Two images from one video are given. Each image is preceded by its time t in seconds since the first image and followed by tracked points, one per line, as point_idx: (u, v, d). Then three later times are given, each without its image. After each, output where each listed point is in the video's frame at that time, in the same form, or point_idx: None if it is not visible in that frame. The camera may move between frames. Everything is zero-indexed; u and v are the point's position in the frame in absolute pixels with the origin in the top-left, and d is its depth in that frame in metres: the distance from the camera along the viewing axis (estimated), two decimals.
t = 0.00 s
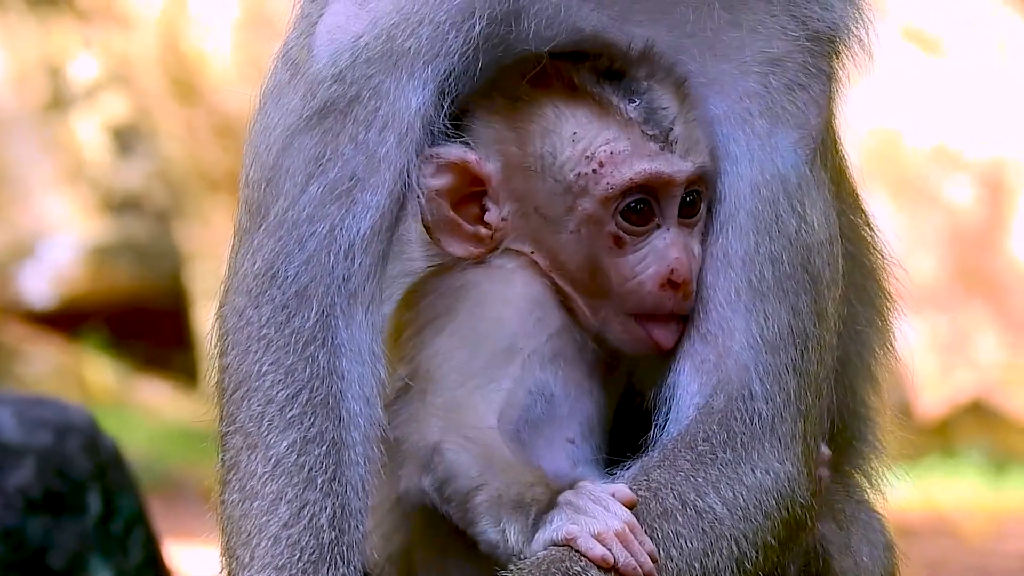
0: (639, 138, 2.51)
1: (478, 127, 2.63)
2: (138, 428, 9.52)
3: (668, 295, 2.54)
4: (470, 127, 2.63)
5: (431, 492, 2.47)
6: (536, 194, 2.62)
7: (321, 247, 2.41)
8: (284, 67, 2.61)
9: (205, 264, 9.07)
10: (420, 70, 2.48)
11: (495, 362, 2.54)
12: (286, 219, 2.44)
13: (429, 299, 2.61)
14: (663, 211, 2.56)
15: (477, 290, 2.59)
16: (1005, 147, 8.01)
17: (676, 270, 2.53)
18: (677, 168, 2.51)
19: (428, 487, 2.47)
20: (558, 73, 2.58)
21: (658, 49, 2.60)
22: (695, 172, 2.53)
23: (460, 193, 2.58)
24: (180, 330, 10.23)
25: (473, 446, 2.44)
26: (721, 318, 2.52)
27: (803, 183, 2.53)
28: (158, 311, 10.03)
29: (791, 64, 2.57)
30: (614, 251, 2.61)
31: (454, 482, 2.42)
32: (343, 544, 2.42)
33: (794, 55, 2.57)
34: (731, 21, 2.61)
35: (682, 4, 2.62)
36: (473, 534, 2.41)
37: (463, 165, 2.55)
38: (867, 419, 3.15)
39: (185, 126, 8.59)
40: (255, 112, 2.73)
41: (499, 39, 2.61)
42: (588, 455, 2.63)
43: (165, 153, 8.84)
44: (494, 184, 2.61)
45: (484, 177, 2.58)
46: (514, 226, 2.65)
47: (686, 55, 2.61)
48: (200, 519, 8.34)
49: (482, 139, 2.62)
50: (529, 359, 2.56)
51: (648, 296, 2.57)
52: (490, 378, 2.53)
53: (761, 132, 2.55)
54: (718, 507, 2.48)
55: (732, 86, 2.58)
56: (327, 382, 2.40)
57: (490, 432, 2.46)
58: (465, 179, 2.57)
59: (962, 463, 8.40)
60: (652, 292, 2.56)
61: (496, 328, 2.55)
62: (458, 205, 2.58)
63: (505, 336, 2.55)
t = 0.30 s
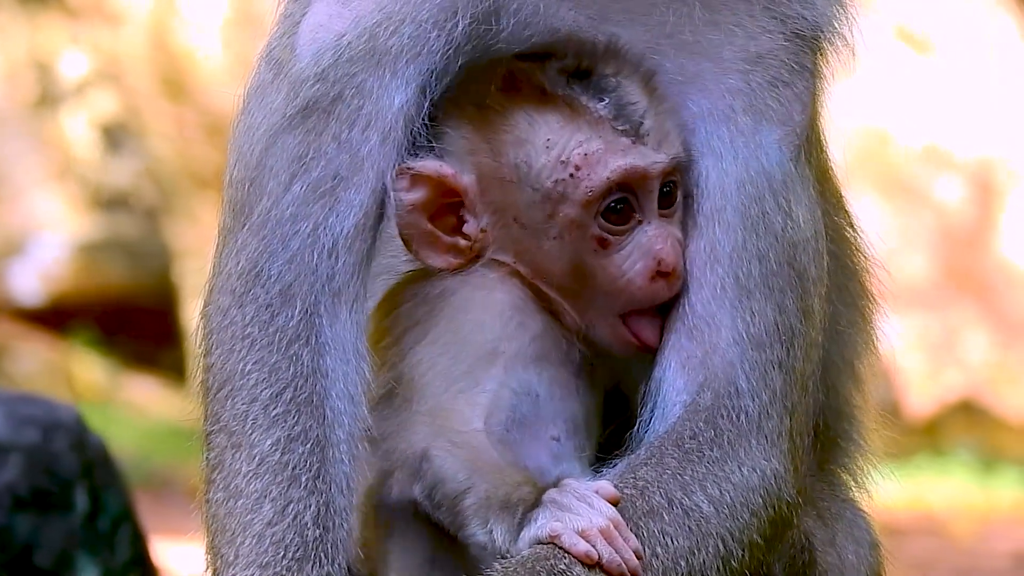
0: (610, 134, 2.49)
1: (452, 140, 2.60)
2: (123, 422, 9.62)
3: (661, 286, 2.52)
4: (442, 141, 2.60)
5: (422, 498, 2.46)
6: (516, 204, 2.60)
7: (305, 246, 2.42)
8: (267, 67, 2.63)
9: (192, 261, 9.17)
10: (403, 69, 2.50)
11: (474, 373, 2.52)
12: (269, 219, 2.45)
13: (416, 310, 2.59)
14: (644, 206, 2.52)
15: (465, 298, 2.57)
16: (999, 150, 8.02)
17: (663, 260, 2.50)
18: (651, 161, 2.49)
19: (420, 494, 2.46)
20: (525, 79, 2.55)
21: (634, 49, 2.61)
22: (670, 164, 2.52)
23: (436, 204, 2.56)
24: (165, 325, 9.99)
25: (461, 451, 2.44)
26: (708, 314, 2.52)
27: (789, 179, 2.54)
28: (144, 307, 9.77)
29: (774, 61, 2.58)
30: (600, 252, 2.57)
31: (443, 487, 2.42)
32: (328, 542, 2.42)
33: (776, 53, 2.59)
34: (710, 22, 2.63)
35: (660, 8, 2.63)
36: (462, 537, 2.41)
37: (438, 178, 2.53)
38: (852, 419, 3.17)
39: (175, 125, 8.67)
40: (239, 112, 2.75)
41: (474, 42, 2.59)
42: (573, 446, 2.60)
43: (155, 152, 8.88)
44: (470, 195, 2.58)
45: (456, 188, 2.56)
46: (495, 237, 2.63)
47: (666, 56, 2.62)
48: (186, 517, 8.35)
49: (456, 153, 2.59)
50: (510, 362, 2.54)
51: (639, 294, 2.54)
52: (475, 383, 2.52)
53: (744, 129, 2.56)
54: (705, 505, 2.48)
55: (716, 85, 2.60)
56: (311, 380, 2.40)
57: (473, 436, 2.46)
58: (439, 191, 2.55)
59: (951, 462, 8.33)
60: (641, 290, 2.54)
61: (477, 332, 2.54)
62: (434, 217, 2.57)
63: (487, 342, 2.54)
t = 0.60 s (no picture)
0: (598, 142, 2.52)
1: (425, 135, 2.60)
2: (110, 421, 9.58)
3: (633, 297, 2.56)
4: (415, 139, 2.59)
5: (403, 509, 2.46)
6: (494, 206, 2.62)
7: (289, 245, 2.42)
8: (251, 68, 2.66)
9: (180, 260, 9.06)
10: (387, 67, 2.51)
11: (442, 379, 2.52)
12: (254, 218, 2.47)
13: (380, 309, 2.60)
14: (624, 216, 2.56)
15: (423, 307, 2.57)
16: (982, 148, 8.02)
17: (641, 270, 2.55)
18: (637, 174, 2.52)
19: (401, 505, 2.46)
20: (507, 80, 2.55)
21: (614, 56, 2.64)
22: (653, 174, 2.57)
23: (410, 203, 2.54)
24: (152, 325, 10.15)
25: (437, 459, 2.42)
26: (693, 313, 2.53)
27: (772, 178, 2.54)
28: (129, 306, 9.84)
29: (759, 60, 2.59)
30: (580, 259, 2.60)
31: (423, 496, 2.41)
32: (312, 540, 2.42)
33: (760, 51, 2.59)
34: (692, 21, 2.63)
35: (642, 11, 2.64)
36: (446, 542, 2.41)
37: (415, 177, 2.51)
38: (836, 417, 3.17)
39: (159, 123, 8.51)
40: (224, 111, 2.77)
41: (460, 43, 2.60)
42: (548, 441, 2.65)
43: (141, 150, 8.80)
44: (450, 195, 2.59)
45: (434, 187, 2.55)
46: (471, 235, 2.65)
47: (651, 59, 2.64)
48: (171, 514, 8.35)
49: (431, 149, 2.60)
50: (477, 366, 2.56)
51: (614, 303, 2.58)
52: (445, 388, 2.51)
53: (728, 129, 2.56)
54: (689, 502, 2.48)
55: (700, 85, 2.61)
56: (296, 379, 2.41)
57: (449, 443, 2.45)
58: (416, 190, 2.53)
59: (936, 458, 8.59)
60: (617, 298, 2.57)
61: (443, 337, 2.55)
62: (410, 215, 2.56)
63: (450, 347, 2.54)
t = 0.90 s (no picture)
0: (611, 162, 2.52)
1: (431, 133, 2.59)
2: (103, 421, 9.71)
3: (611, 322, 2.58)
4: (416, 133, 2.59)
5: (392, 512, 2.46)
6: (497, 209, 2.59)
7: (279, 246, 2.43)
8: (241, 70, 2.66)
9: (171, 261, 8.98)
10: (376, 70, 2.52)
11: (428, 378, 2.50)
12: (244, 220, 2.46)
13: (364, 307, 2.57)
14: (621, 242, 2.56)
15: (408, 304, 2.55)
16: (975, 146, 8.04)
17: (628, 298, 2.57)
18: (645, 200, 2.52)
19: (391, 506, 2.46)
20: (523, 86, 2.56)
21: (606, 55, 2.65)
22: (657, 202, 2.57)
23: (413, 196, 2.57)
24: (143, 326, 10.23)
25: (423, 462, 2.41)
26: (683, 313, 2.53)
27: (762, 178, 2.55)
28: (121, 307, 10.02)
29: (747, 60, 2.59)
30: (572, 276, 2.60)
31: (411, 498, 2.41)
32: (303, 540, 2.41)
33: (749, 51, 2.60)
34: (679, 22, 2.65)
35: (629, 13, 2.65)
36: (436, 544, 2.41)
37: (421, 171, 2.54)
38: (826, 415, 3.16)
39: (148, 120, 8.45)
40: (213, 113, 2.77)
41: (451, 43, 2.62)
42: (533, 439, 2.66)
43: (129, 149, 8.76)
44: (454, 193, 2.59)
45: (439, 183, 2.56)
46: (469, 237, 2.62)
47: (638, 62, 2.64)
48: (162, 513, 8.35)
49: (429, 144, 2.58)
50: (461, 365, 2.54)
51: (599, 323, 2.58)
52: (429, 390, 2.49)
53: (717, 129, 2.56)
54: (680, 502, 2.48)
55: (689, 86, 2.61)
56: (286, 380, 2.40)
57: (436, 445, 2.44)
58: (420, 184, 2.56)
59: (929, 457, 8.65)
60: (603, 322, 2.58)
61: (426, 337, 2.52)
62: (411, 207, 2.58)
63: (433, 347, 2.52)
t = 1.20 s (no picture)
0: (562, 139, 2.46)
1: (408, 127, 2.55)
2: (105, 420, 9.58)
3: (581, 308, 2.50)
4: (395, 128, 2.56)
5: (390, 514, 2.44)
6: (456, 197, 2.56)
7: (280, 248, 2.43)
8: (242, 70, 2.65)
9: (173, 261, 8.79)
10: (377, 70, 2.52)
11: (419, 378, 2.48)
12: (245, 220, 2.47)
13: (351, 313, 2.53)
14: (583, 221, 2.49)
15: (395, 307, 2.51)
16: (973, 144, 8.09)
17: (592, 281, 2.48)
18: (599, 171, 2.46)
19: (389, 509, 2.43)
20: (489, 74, 2.51)
21: (607, 58, 2.64)
22: (618, 176, 2.49)
23: (381, 190, 2.49)
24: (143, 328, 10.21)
25: (419, 463, 2.40)
26: (686, 314, 2.53)
27: (763, 179, 2.55)
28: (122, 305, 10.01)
29: (749, 60, 2.59)
30: (531, 259, 2.54)
31: (409, 499, 2.40)
32: (304, 540, 2.41)
33: (751, 52, 2.60)
34: (680, 23, 2.64)
35: (629, 16, 2.65)
36: (435, 545, 2.39)
37: (386, 164, 2.46)
38: (829, 415, 3.16)
39: (149, 117, 8.36)
40: (215, 113, 2.77)
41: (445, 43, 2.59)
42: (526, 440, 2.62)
43: (130, 150, 8.74)
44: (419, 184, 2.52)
45: (404, 175, 2.50)
46: (433, 228, 2.58)
47: (638, 71, 2.64)
48: (163, 513, 8.34)
49: (406, 137, 2.55)
50: (452, 362, 2.51)
51: (561, 309, 2.52)
52: (418, 386, 2.47)
53: (718, 130, 2.56)
54: (682, 503, 2.49)
55: (690, 86, 2.61)
56: (287, 380, 2.41)
57: (431, 445, 2.42)
58: (386, 177, 2.48)
59: (930, 460, 8.63)
60: (565, 306, 2.51)
61: (413, 337, 2.49)
62: (381, 202, 2.50)
63: (422, 347, 2.49)
